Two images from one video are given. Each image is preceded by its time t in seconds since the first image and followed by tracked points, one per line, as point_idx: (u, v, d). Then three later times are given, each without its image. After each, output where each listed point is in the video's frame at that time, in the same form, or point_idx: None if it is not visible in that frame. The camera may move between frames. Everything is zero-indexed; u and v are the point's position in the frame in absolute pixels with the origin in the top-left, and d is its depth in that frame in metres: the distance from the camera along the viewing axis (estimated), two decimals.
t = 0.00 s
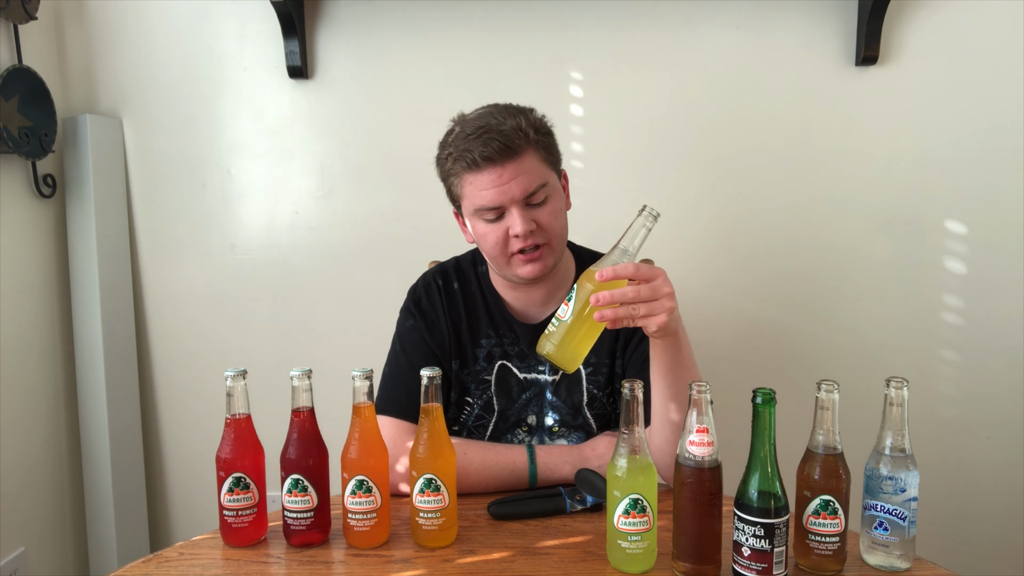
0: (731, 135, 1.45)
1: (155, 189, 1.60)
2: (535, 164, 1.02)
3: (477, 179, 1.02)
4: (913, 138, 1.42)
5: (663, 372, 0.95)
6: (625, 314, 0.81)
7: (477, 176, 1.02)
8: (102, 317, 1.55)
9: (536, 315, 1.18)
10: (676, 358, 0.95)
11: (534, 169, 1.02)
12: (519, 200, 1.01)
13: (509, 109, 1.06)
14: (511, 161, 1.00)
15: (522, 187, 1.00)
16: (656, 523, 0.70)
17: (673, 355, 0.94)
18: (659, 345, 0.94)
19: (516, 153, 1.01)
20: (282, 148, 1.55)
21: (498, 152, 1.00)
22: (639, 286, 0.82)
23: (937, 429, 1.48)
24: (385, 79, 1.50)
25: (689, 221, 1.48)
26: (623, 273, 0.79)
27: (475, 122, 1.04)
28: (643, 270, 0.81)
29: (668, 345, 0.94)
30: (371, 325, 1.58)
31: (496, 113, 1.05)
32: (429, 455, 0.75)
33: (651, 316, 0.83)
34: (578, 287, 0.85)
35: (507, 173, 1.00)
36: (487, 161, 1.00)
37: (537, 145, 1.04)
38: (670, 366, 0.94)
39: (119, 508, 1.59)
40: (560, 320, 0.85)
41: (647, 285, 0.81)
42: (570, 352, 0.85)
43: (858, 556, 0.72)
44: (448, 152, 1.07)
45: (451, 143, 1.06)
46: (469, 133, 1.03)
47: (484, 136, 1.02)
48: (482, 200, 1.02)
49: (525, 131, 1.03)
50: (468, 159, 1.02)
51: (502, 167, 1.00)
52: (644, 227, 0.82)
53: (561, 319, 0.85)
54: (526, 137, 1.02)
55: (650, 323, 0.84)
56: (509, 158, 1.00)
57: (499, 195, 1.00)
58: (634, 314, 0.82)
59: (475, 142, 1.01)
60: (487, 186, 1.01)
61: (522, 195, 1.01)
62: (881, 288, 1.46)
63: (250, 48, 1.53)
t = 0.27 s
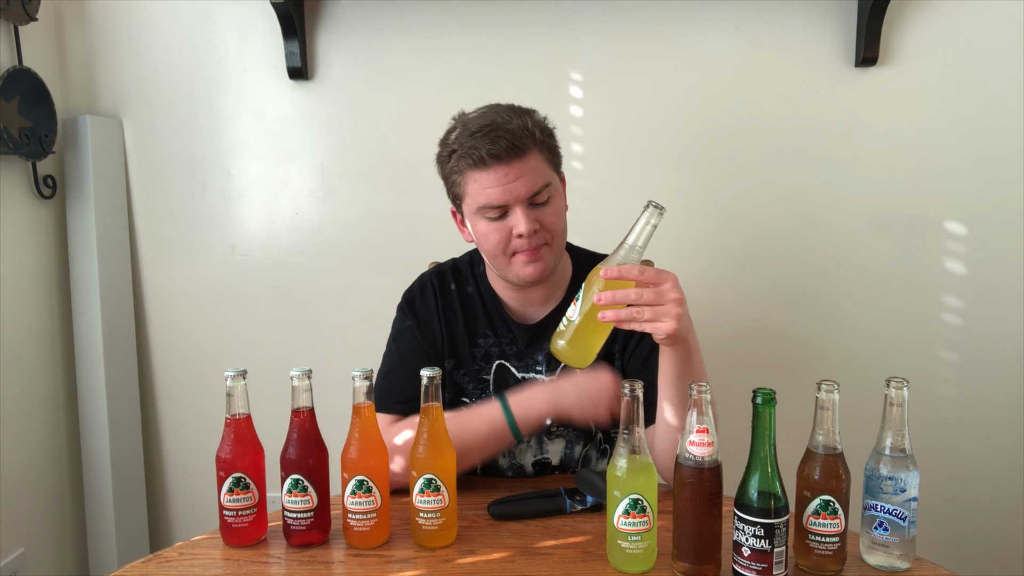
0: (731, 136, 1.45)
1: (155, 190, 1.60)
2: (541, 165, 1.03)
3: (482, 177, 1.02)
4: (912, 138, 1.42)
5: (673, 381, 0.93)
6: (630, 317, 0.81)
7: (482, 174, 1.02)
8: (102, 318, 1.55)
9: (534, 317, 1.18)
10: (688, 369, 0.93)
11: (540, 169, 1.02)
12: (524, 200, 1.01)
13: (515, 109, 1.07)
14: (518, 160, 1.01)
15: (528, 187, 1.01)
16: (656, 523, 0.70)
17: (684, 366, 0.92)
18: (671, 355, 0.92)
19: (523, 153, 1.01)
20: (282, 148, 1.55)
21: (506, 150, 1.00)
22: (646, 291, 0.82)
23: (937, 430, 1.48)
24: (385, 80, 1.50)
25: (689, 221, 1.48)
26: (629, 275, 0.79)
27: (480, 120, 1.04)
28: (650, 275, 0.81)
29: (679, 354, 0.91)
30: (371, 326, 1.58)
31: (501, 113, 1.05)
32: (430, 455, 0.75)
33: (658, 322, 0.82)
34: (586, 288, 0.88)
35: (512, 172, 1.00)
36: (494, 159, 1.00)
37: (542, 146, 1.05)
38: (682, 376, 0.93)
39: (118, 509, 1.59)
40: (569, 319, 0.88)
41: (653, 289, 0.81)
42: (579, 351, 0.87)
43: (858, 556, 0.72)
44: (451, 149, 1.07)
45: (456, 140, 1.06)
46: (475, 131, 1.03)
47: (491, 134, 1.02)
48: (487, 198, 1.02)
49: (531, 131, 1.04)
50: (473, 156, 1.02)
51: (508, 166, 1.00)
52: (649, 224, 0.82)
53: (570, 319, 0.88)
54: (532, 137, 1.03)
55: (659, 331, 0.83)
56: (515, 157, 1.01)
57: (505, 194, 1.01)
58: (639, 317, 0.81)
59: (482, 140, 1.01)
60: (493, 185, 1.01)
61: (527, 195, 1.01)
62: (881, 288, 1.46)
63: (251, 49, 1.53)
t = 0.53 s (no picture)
0: (731, 136, 1.45)
1: (155, 190, 1.60)
2: (544, 158, 1.04)
3: (486, 170, 1.01)
4: (912, 138, 1.42)
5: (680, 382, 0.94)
6: (642, 321, 0.81)
7: (486, 166, 1.01)
8: (102, 318, 1.55)
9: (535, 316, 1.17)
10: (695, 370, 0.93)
11: (543, 162, 1.03)
12: (529, 191, 1.01)
13: (516, 105, 1.08)
14: (522, 152, 1.01)
15: (532, 179, 1.01)
16: (655, 523, 0.70)
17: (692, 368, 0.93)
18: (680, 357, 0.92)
19: (527, 145, 1.02)
20: (282, 148, 1.55)
21: (510, 142, 1.00)
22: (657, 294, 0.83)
23: (937, 429, 1.48)
24: (385, 79, 1.50)
25: (689, 221, 1.48)
26: (640, 279, 0.80)
27: (482, 115, 1.04)
28: (662, 278, 0.81)
29: (688, 356, 0.92)
30: (372, 325, 1.58)
31: (503, 107, 1.06)
32: (429, 455, 0.75)
33: (669, 326, 0.83)
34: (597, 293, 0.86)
35: (517, 164, 1.01)
36: (499, 151, 1.00)
37: (544, 140, 1.05)
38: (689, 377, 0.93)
39: (118, 509, 1.59)
40: (583, 328, 0.87)
41: (665, 292, 0.82)
42: (597, 358, 0.87)
43: (858, 556, 0.72)
44: (453, 143, 1.06)
45: (458, 134, 1.06)
46: (478, 124, 1.03)
47: (495, 127, 1.02)
48: (491, 190, 1.01)
49: (534, 125, 1.05)
50: (477, 148, 1.01)
51: (513, 157, 1.00)
52: (648, 222, 0.81)
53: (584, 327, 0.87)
54: (535, 131, 1.04)
55: (672, 335, 0.83)
56: (519, 149, 1.01)
57: (509, 186, 1.00)
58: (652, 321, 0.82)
59: (486, 132, 1.01)
60: (497, 176, 1.01)
61: (532, 187, 1.01)
62: (881, 288, 1.46)
63: (250, 49, 1.53)
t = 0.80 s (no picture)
0: (732, 136, 1.45)
1: (155, 190, 1.60)
2: (541, 158, 1.03)
3: (484, 170, 1.01)
4: (912, 138, 1.42)
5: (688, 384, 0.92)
6: (650, 322, 0.81)
7: (484, 167, 1.01)
8: (102, 317, 1.55)
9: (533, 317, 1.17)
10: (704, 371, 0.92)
11: (540, 162, 1.03)
12: (526, 192, 1.01)
13: (512, 105, 1.07)
14: (519, 153, 1.01)
15: (529, 179, 1.01)
16: (656, 523, 0.70)
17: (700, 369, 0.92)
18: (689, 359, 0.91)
19: (524, 145, 1.02)
20: (282, 148, 1.55)
21: (508, 143, 1.00)
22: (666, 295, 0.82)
23: (937, 429, 1.48)
24: (385, 79, 1.50)
25: (689, 221, 1.48)
26: (648, 280, 0.80)
27: (479, 115, 1.04)
28: (670, 279, 0.81)
29: (698, 359, 0.91)
30: (372, 325, 1.58)
31: (500, 107, 1.05)
32: (429, 455, 0.75)
33: (679, 327, 0.82)
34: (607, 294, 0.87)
35: (514, 164, 1.00)
36: (496, 152, 1.00)
37: (541, 140, 1.05)
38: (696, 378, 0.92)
39: (119, 509, 1.59)
40: (593, 329, 0.88)
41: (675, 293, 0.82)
42: (605, 359, 0.87)
43: (858, 556, 0.72)
44: (450, 144, 1.06)
45: (455, 135, 1.05)
46: (475, 124, 1.03)
47: (492, 127, 1.02)
48: (489, 191, 1.01)
49: (531, 125, 1.04)
50: (475, 149, 1.01)
51: (510, 158, 1.00)
52: (661, 223, 0.82)
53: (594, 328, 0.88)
54: (532, 131, 1.04)
55: (682, 337, 0.83)
56: (516, 150, 1.01)
57: (507, 186, 1.00)
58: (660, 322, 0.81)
59: (483, 133, 1.01)
60: (495, 177, 1.00)
61: (529, 187, 1.01)
62: (881, 288, 1.46)
63: (250, 49, 1.53)
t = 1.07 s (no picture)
0: (732, 136, 1.45)
1: (155, 190, 1.60)
2: (540, 161, 1.04)
3: (483, 174, 1.01)
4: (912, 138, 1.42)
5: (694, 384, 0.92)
6: (656, 325, 0.81)
7: (483, 171, 1.01)
8: (102, 317, 1.55)
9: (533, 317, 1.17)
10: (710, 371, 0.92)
11: (539, 165, 1.03)
12: (525, 195, 1.01)
13: (511, 108, 1.07)
14: (518, 156, 1.01)
15: (529, 183, 1.01)
16: (656, 523, 0.70)
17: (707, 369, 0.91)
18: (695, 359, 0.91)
19: (522, 149, 1.02)
20: (282, 148, 1.55)
21: (507, 147, 1.00)
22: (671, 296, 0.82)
23: (938, 429, 1.48)
24: (385, 79, 1.50)
25: (689, 221, 1.48)
26: (653, 281, 0.80)
27: (477, 119, 1.04)
28: (675, 279, 0.81)
29: (704, 360, 0.91)
30: (371, 325, 1.58)
31: (498, 111, 1.06)
32: (429, 455, 0.75)
33: (684, 329, 0.82)
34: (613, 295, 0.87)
35: (514, 168, 1.01)
36: (495, 156, 1.00)
37: (540, 143, 1.06)
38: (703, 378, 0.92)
39: (118, 508, 1.59)
40: (598, 330, 0.88)
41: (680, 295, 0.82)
42: (611, 361, 0.87)
43: (858, 556, 0.72)
44: (449, 148, 1.06)
45: (454, 139, 1.05)
46: (473, 128, 1.03)
47: (491, 131, 1.02)
48: (488, 195, 1.01)
49: (530, 128, 1.04)
50: (474, 154, 1.01)
51: (509, 162, 1.01)
52: (664, 225, 0.82)
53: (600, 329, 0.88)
54: (531, 134, 1.04)
55: (687, 338, 0.82)
56: (515, 153, 1.01)
57: (506, 190, 1.00)
58: (665, 325, 0.81)
59: (482, 137, 1.01)
60: (495, 181, 1.01)
61: (528, 191, 1.01)
62: (881, 288, 1.46)
63: (250, 49, 1.53)
